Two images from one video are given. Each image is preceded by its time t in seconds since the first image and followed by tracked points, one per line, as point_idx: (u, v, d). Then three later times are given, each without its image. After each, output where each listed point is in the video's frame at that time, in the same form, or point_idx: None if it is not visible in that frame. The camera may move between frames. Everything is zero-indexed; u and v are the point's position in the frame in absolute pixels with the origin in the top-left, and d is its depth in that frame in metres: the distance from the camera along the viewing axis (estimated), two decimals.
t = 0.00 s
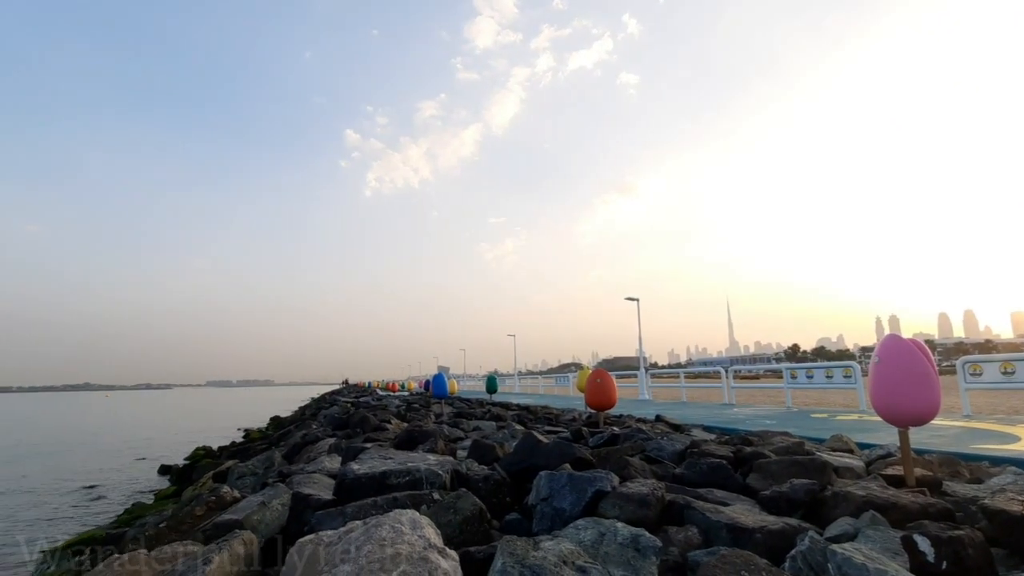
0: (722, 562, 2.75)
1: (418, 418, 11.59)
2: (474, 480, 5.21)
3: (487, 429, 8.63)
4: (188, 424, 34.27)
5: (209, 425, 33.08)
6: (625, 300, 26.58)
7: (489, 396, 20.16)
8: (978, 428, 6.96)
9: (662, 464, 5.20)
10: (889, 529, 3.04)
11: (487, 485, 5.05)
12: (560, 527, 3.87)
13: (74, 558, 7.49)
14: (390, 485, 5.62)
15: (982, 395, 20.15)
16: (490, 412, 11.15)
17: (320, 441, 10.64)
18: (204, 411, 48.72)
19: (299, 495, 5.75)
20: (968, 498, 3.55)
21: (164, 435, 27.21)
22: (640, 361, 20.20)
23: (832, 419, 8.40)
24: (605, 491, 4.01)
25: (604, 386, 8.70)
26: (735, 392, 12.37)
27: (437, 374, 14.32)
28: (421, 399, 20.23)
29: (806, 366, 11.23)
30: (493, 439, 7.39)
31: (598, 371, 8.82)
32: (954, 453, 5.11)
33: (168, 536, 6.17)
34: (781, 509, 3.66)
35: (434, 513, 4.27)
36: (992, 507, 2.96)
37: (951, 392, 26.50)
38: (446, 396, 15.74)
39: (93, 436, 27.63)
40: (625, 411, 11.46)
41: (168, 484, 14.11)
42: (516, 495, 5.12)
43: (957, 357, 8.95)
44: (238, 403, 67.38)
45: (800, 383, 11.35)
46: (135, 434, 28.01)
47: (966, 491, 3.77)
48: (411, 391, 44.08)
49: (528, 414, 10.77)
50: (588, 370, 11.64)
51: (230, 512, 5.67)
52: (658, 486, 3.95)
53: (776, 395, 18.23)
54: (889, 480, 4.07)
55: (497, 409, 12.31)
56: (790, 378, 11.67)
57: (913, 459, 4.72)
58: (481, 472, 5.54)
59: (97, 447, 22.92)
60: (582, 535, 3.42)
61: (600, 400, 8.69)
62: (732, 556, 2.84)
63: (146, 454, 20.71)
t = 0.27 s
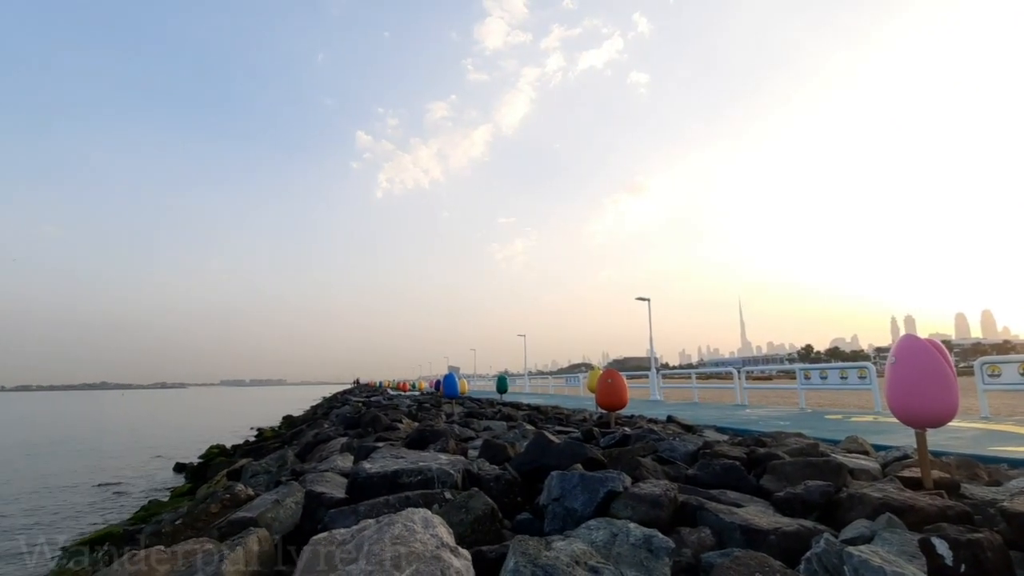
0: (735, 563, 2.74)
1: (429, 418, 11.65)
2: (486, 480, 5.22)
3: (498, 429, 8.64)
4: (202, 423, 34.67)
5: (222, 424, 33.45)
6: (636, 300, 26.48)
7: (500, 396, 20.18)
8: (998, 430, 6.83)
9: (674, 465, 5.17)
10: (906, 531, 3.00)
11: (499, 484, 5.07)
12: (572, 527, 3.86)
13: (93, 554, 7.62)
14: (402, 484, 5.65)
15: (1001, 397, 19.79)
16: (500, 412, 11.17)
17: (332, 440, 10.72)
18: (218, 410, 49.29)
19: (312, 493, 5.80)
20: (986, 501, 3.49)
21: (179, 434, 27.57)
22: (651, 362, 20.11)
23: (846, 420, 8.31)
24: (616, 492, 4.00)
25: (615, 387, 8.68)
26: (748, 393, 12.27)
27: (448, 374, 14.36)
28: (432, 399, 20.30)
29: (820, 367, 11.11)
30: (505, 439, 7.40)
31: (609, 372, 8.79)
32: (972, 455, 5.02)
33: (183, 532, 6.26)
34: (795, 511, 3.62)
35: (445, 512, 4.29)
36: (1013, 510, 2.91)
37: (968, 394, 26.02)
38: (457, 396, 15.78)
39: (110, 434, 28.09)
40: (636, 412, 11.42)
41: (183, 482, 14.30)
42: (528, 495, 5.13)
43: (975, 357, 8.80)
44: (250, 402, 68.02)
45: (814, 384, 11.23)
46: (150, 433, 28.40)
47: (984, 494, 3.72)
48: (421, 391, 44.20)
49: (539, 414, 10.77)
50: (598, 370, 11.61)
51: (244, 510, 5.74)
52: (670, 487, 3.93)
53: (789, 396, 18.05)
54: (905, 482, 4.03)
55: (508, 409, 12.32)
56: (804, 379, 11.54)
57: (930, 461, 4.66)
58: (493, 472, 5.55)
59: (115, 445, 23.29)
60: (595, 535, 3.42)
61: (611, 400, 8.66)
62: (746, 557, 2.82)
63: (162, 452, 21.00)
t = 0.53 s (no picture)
0: (749, 565, 2.73)
1: (441, 418, 11.70)
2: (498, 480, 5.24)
3: (510, 429, 8.66)
4: (217, 422, 35.09)
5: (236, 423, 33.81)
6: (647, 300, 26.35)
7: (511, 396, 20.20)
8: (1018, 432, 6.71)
9: (687, 466, 5.15)
10: (923, 534, 2.97)
11: (510, 484, 5.08)
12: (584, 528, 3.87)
13: (112, 550, 7.76)
14: (414, 483, 5.68)
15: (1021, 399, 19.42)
16: (512, 413, 11.19)
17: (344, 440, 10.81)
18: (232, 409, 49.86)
19: (326, 492, 5.86)
20: (1006, 504, 3.44)
21: (195, 432, 27.93)
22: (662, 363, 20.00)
23: (861, 422, 8.21)
24: (629, 493, 4.00)
25: (627, 387, 8.65)
26: (761, 394, 12.16)
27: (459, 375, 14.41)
28: (444, 399, 20.38)
29: (834, 368, 10.98)
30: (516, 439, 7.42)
31: (622, 372, 8.78)
32: (991, 458, 4.94)
33: (200, 530, 6.35)
34: (810, 514, 3.60)
35: (458, 511, 4.32)
36: None
37: (987, 395, 25.54)
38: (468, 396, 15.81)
39: (128, 433, 28.57)
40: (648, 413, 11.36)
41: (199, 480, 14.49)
42: (540, 495, 5.14)
43: (994, 359, 8.64)
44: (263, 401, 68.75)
45: (829, 385, 11.09)
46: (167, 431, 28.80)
47: (1004, 497, 3.66)
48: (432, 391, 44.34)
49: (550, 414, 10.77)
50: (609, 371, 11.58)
51: (259, 508, 5.81)
52: (683, 488, 3.92)
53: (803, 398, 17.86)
54: (922, 484, 3.98)
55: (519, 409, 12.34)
56: (818, 381, 11.41)
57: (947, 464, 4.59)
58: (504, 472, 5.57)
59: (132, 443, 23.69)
60: (607, 536, 3.42)
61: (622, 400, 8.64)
62: (760, 559, 2.81)
63: (179, 450, 21.30)
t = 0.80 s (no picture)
0: (763, 567, 2.71)
1: (451, 417, 11.75)
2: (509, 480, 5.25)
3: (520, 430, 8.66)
4: (230, 421, 35.46)
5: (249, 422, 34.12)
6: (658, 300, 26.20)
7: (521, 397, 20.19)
8: None
9: (699, 468, 5.12)
10: (940, 538, 2.93)
11: (521, 485, 5.09)
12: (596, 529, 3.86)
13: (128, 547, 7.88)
14: (426, 482, 5.71)
15: None
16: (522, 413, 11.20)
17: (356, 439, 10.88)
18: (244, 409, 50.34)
19: (338, 490, 5.91)
20: None
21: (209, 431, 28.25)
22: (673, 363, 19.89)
23: (876, 424, 8.10)
24: (641, 494, 3.99)
25: (638, 388, 8.62)
26: (773, 396, 12.04)
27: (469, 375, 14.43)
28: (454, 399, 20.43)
29: (848, 370, 10.84)
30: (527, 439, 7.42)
31: (632, 373, 8.76)
32: (1010, 462, 4.86)
33: (214, 527, 6.43)
34: (824, 516, 3.56)
35: (469, 511, 4.33)
36: None
37: (1006, 397, 25.06)
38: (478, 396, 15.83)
39: (143, 431, 28.98)
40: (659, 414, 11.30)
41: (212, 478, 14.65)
42: (551, 495, 5.14)
43: (1013, 361, 8.48)
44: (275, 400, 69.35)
45: (843, 387, 10.96)
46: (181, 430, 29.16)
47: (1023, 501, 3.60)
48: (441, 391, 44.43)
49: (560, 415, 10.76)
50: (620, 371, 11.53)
51: (273, 506, 5.88)
52: (695, 490, 3.90)
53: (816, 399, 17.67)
54: (940, 487, 3.92)
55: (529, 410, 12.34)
56: (831, 383, 11.28)
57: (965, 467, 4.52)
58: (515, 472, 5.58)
59: (147, 442, 24.02)
60: (619, 537, 3.41)
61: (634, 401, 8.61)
62: (774, 561, 2.79)
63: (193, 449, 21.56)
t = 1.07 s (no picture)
0: (775, 570, 2.70)
1: (461, 418, 11.78)
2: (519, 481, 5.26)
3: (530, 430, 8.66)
4: (241, 421, 35.76)
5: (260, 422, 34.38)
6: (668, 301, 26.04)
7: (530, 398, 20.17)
8: None
9: (710, 470, 5.10)
10: (956, 542, 2.90)
11: (532, 485, 5.09)
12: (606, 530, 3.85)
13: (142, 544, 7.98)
14: (436, 483, 5.73)
15: None
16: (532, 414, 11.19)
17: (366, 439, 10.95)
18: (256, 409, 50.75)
19: (349, 490, 5.95)
20: None
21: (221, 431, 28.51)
22: (683, 365, 19.77)
23: (890, 426, 8.00)
24: (651, 496, 3.98)
25: (648, 389, 8.60)
26: (785, 398, 11.94)
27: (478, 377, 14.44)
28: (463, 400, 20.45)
29: (862, 372, 10.71)
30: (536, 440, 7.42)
31: (642, 375, 8.75)
32: None
33: (227, 526, 6.50)
34: (838, 519, 3.53)
35: (480, 512, 4.35)
36: None
37: None
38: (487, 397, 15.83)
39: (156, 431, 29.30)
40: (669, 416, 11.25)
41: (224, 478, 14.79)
42: (561, 496, 5.14)
43: None
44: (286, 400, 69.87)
45: (856, 389, 10.84)
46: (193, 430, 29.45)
47: None
48: (451, 392, 44.49)
49: (570, 416, 10.74)
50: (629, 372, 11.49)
51: (285, 505, 5.94)
52: (707, 492, 3.88)
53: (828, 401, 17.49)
54: (955, 491, 3.88)
55: (539, 411, 12.34)
56: (844, 385, 11.15)
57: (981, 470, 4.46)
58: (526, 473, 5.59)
59: (160, 442, 24.31)
60: (630, 539, 3.41)
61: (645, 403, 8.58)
62: (786, 564, 2.78)
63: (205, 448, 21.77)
